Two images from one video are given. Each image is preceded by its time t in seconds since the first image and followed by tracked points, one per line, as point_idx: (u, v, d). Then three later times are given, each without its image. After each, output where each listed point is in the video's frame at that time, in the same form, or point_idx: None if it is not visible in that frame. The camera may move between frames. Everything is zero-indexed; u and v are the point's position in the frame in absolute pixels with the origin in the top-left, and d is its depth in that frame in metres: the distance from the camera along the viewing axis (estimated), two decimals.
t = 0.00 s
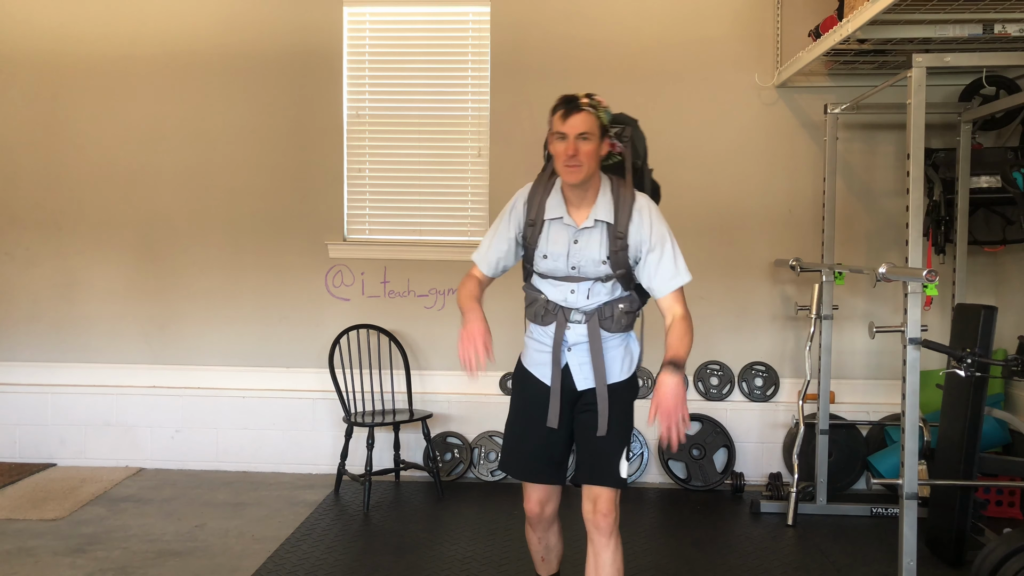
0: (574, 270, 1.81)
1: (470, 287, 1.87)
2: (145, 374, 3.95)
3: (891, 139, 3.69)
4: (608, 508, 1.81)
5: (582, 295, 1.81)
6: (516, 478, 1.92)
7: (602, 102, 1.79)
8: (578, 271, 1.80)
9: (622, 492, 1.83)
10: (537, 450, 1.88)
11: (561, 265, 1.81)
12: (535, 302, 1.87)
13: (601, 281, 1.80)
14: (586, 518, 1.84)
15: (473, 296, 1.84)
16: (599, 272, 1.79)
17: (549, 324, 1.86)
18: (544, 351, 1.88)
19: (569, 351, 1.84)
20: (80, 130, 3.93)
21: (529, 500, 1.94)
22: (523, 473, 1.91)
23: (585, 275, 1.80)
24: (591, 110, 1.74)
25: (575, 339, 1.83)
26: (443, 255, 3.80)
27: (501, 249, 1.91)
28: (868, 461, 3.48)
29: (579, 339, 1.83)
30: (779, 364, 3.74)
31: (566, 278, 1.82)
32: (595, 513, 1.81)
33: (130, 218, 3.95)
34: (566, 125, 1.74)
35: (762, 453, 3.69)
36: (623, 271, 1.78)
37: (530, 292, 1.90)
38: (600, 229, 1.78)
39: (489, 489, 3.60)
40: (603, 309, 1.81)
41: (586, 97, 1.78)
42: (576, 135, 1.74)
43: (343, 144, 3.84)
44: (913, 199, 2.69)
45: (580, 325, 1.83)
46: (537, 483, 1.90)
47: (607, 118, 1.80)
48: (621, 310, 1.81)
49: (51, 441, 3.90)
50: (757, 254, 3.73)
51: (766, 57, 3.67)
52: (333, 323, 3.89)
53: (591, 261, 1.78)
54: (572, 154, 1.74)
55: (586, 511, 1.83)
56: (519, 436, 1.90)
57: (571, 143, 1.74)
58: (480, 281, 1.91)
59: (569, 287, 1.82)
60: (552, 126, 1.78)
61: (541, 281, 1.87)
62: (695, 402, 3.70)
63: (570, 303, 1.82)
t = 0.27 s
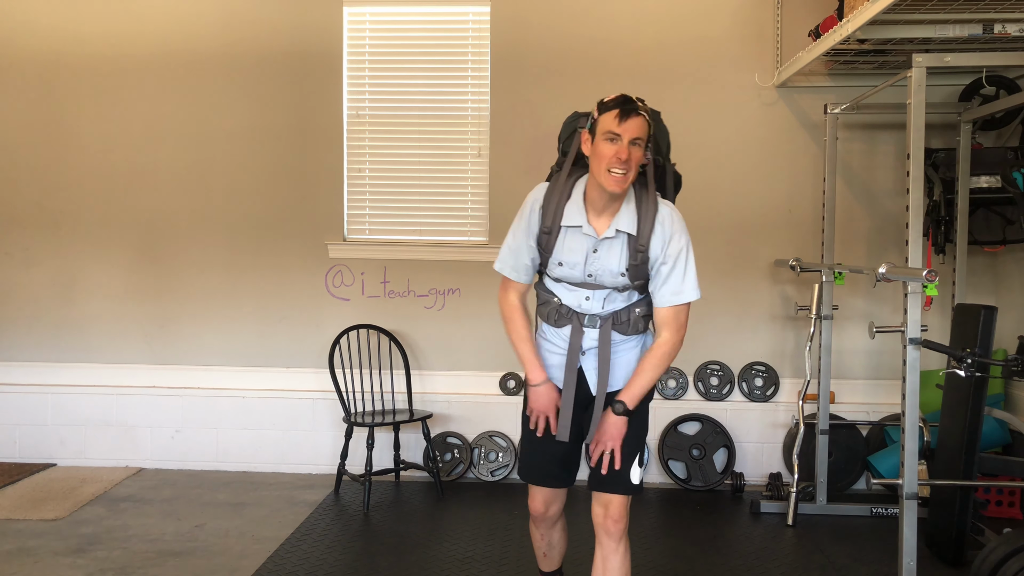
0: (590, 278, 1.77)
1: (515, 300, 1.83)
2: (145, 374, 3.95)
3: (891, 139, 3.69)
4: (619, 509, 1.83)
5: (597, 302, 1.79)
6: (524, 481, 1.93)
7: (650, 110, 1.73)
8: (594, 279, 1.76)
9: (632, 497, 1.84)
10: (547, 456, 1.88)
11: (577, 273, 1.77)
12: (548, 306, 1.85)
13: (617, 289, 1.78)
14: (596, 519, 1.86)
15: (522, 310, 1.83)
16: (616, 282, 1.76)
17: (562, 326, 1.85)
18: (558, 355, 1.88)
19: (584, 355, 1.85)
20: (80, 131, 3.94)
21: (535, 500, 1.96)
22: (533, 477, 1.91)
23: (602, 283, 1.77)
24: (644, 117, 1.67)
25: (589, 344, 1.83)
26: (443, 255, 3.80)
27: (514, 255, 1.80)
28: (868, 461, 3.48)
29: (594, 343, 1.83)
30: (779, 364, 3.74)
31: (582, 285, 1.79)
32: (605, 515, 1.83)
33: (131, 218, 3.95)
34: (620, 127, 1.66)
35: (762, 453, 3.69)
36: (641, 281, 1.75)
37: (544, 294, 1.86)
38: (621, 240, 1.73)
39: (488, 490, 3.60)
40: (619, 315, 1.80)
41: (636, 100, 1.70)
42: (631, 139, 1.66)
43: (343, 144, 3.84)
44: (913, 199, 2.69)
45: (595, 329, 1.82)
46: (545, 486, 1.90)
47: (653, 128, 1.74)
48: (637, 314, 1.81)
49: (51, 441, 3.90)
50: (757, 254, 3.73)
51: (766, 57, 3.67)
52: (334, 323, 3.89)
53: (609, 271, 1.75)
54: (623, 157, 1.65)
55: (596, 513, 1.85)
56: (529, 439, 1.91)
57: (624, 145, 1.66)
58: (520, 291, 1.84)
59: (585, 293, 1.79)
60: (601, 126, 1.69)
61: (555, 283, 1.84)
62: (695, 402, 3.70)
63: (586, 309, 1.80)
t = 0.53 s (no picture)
0: (601, 286, 1.78)
1: (530, 314, 1.82)
2: (146, 374, 3.95)
3: (891, 139, 3.69)
4: (628, 514, 1.80)
5: (607, 309, 1.81)
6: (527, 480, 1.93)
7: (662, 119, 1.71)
8: (605, 288, 1.78)
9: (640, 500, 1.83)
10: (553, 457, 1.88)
11: (588, 283, 1.78)
12: (557, 312, 1.86)
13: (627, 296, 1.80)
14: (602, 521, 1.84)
15: (538, 323, 1.83)
16: (627, 291, 1.78)
17: (570, 331, 1.86)
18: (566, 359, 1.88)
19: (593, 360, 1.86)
20: (80, 130, 3.94)
21: (535, 501, 1.94)
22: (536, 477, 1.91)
23: (612, 292, 1.79)
24: (656, 130, 1.66)
25: (599, 349, 1.84)
26: (443, 255, 3.80)
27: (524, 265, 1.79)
28: (868, 461, 3.48)
29: (602, 348, 1.85)
30: (779, 364, 3.74)
31: (592, 293, 1.80)
32: (613, 519, 1.81)
33: (131, 218, 3.95)
34: (630, 143, 1.65)
35: (762, 453, 3.69)
36: (651, 290, 1.77)
37: (552, 300, 1.87)
38: (634, 252, 1.74)
39: (488, 490, 3.60)
40: (628, 320, 1.83)
41: (648, 112, 1.69)
42: (640, 156, 1.65)
43: (343, 144, 3.84)
44: (913, 199, 2.69)
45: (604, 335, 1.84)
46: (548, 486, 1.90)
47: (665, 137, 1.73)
48: (645, 319, 1.84)
49: (51, 441, 3.90)
50: (757, 254, 3.73)
51: (766, 57, 3.67)
52: (333, 323, 3.89)
53: (621, 282, 1.76)
54: (633, 174, 1.65)
55: (604, 516, 1.83)
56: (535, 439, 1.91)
57: (633, 162, 1.65)
58: (535, 304, 1.82)
59: (594, 302, 1.81)
60: (611, 141, 1.68)
61: (564, 289, 1.85)
62: (695, 402, 3.70)
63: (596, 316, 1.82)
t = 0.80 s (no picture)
0: (599, 278, 1.77)
1: (524, 310, 1.79)
2: (146, 373, 3.95)
3: (891, 139, 3.69)
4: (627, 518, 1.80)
5: (604, 302, 1.80)
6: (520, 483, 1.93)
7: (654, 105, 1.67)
8: (603, 279, 1.77)
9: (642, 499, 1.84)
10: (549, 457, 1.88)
11: (586, 274, 1.76)
12: (555, 306, 1.85)
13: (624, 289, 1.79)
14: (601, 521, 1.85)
15: (531, 320, 1.79)
16: (624, 282, 1.77)
17: (567, 327, 1.85)
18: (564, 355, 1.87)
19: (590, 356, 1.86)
20: (80, 130, 3.94)
21: (527, 505, 1.95)
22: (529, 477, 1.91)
23: (610, 284, 1.78)
24: (648, 114, 1.61)
25: (597, 343, 1.84)
26: (443, 255, 3.80)
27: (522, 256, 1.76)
28: (868, 461, 3.48)
29: (601, 344, 1.84)
30: (779, 364, 3.74)
31: (590, 286, 1.79)
32: (614, 521, 1.81)
33: (131, 218, 3.95)
34: (622, 132, 1.62)
35: (762, 453, 3.69)
36: (648, 281, 1.77)
37: (549, 295, 1.86)
38: (632, 240, 1.73)
39: (488, 490, 3.59)
40: (625, 315, 1.81)
41: (640, 99, 1.65)
42: (633, 143, 1.61)
43: (343, 144, 3.84)
44: (913, 199, 2.69)
45: (601, 330, 1.83)
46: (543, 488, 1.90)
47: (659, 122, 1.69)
48: (642, 314, 1.83)
49: (51, 441, 3.90)
50: (757, 254, 3.73)
51: (766, 57, 3.67)
52: (334, 323, 3.89)
53: (618, 272, 1.75)
54: (627, 162, 1.62)
55: (604, 518, 1.83)
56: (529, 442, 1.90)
57: (627, 150, 1.61)
58: (530, 300, 1.80)
59: (592, 295, 1.80)
60: (604, 130, 1.65)
61: (562, 285, 1.84)
62: (694, 402, 3.70)
63: (593, 310, 1.81)
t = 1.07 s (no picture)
0: (578, 255, 1.76)
1: (506, 296, 1.78)
2: (145, 373, 3.94)
3: (891, 139, 3.69)
4: (613, 509, 1.76)
5: (585, 281, 1.76)
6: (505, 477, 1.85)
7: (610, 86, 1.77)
8: (581, 256, 1.75)
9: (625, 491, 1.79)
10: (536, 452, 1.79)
11: (564, 250, 1.76)
12: (537, 293, 1.80)
13: (604, 266, 1.76)
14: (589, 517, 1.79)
15: (512, 307, 1.77)
16: (602, 257, 1.75)
17: (550, 318, 1.79)
18: (546, 346, 1.80)
19: (574, 345, 1.79)
20: (80, 130, 3.93)
21: (515, 503, 1.87)
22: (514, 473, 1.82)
23: (588, 261, 1.75)
24: (604, 88, 1.72)
25: (579, 331, 1.78)
26: (443, 255, 3.80)
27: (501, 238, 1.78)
28: (868, 461, 3.48)
29: (582, 331, 1.78)
30: (779, 364, 3.74)
31: (569, 265, 1.77)
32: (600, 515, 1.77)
33: (130, 218, 3.95)
34: (577, 103, 1.71)
35: (762, 454, 3.69)
36: (626, 256, 1.74)
37: (532, 286, 1.82)
38: (605, 209, 1.75)
39: (488, 490, 3.59)
40: (606, 298, 1.76)
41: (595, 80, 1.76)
42: (588, 111, 1.69)
43: (343, 144, 3.84)
44: (913, 199, 2.69)
45: (583, 316, 1.77)
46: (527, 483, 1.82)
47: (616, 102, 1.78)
48: (624, 301, 1.77)
49: (51, 441, 3.90)
50: (757, 254, 3.73)
51: (766, 57, 3.67)
52: (333, 323, 3.89)
53: (595, 245, 1.74)
54: (583, 130, 1.70)
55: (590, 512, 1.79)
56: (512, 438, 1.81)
57: (583, 118, 1.70)
58: (511, 286, 1.79)
59: (572, 275, 1.77)
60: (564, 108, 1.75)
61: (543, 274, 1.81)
62: (695, 402, 3.70)
63: (575, 292, 1.77)
